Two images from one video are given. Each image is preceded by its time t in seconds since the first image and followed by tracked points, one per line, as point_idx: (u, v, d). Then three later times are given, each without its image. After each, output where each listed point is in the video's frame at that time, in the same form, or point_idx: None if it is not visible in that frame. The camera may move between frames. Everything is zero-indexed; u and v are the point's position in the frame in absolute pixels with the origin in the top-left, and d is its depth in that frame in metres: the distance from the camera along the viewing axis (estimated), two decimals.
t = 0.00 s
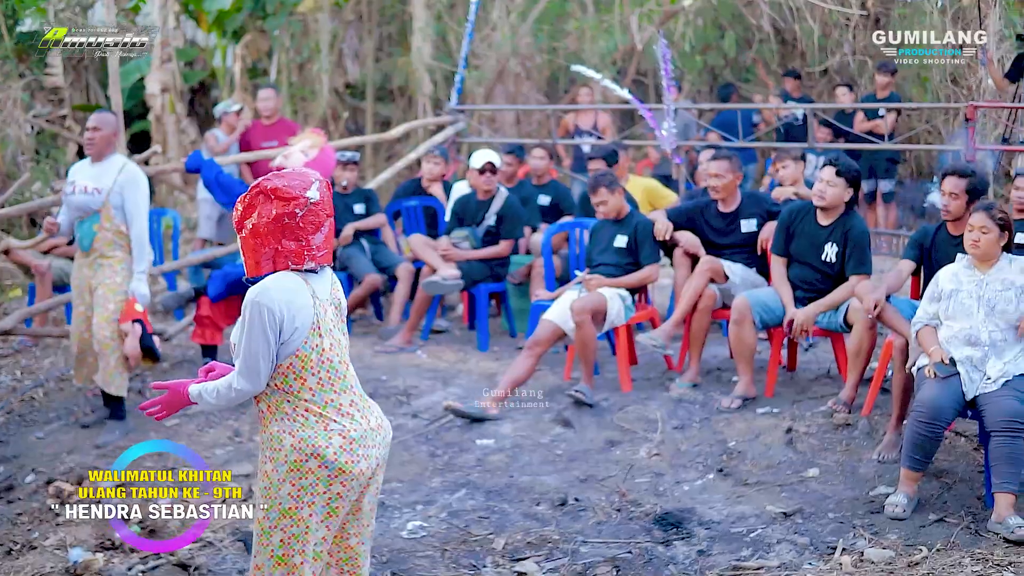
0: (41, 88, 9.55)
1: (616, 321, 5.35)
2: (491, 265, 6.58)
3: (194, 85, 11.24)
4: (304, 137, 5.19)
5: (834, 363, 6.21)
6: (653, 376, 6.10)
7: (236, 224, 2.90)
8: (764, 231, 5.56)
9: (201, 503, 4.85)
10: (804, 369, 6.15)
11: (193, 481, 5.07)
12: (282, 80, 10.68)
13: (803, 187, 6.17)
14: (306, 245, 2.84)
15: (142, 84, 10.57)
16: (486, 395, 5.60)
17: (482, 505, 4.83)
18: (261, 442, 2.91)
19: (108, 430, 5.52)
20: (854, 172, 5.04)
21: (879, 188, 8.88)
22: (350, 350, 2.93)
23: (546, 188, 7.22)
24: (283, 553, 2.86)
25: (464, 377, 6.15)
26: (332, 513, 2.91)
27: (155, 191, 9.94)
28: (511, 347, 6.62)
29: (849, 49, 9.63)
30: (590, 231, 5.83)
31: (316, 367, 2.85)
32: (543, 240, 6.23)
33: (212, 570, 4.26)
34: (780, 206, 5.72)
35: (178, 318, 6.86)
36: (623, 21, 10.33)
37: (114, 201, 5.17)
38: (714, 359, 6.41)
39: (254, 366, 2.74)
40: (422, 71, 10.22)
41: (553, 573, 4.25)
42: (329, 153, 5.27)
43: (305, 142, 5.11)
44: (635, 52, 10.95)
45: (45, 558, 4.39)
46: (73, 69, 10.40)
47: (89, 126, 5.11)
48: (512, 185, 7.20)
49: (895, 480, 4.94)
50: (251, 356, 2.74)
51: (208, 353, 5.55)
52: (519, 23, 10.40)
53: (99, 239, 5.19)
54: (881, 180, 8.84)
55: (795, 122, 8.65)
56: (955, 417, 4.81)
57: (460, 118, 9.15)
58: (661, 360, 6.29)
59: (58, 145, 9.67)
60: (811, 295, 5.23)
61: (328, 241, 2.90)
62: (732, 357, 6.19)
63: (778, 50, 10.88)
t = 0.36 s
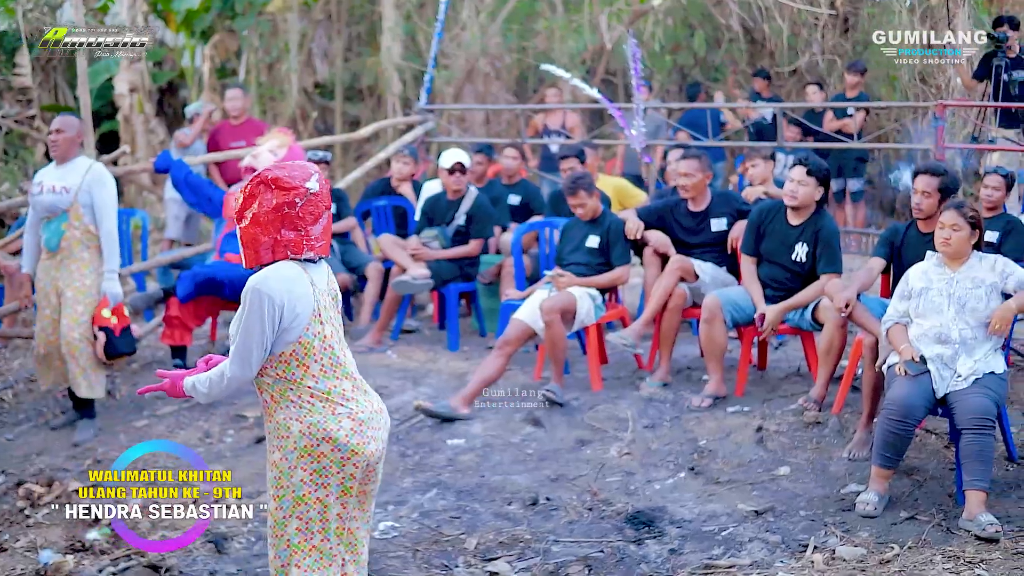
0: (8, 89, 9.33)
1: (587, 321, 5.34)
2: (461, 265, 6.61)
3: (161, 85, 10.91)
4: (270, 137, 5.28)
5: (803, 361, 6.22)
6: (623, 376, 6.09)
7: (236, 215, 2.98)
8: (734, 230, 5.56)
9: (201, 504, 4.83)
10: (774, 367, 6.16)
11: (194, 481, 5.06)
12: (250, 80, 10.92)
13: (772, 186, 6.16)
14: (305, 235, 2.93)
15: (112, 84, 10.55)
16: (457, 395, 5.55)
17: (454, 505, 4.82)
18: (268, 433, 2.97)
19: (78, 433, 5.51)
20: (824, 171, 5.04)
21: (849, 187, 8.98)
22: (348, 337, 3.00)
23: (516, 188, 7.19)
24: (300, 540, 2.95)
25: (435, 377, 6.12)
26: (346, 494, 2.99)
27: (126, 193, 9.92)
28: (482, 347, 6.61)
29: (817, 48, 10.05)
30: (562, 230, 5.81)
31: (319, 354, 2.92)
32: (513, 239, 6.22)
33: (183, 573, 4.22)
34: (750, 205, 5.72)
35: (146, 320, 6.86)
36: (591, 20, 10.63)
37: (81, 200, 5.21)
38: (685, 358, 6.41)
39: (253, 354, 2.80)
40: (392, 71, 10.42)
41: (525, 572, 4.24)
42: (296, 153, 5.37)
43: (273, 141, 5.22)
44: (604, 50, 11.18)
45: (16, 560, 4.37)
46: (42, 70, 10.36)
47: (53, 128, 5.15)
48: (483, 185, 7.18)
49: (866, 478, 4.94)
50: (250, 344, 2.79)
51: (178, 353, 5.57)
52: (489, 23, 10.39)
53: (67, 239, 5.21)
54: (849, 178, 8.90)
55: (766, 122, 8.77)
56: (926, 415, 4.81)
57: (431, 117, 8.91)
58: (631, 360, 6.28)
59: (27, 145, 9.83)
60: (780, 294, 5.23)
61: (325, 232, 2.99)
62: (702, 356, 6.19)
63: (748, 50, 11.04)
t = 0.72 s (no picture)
0: None
1: (559, 321, 5.34)
2: (434, 265, 6.59)
3: (134, 87, 11.06)
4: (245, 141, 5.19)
5: (774, 360, 6.26)
6: (596, 376, 6.11)
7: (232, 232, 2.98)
8: (705, 230, 5.60)
9: (201, 503, 4.87)
10: (745, 366, 6.19)
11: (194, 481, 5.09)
12: (221, 81, 10.83)
13: (744, 187, 6.18)
14: (304, 253, 2.95)
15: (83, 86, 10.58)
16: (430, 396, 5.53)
17: (427, 505, 4.83)
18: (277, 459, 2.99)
19: (51, 435, 5.51)
20: (796, 173, 5.08)
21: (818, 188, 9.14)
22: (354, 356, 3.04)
23: (488, 189, 7.27)
24: (316, 565, 2.98)
25: (407, 378, 6.05)
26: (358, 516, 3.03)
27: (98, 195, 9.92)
28: (454, 347, 6.61)
29: (775, 59, 12.21)
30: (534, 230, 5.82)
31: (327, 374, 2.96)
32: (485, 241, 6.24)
33: (157, 574, 4.28)
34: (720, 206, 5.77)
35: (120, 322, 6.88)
36: (562, 22, 11.43)
37: (47, 206, 5.21)
38: (656, 358, 6.44)
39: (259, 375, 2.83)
40: (363, 72, 10.52)
41: (498, 572, 4.26)
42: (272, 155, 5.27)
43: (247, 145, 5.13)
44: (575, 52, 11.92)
45: None
46: (13, 72, 10.40)
47: (19, 134, 5.21)
48: (454, 186, 7.16)
49: (837, 476, 4.97)
50: (256, 366, 2.82)
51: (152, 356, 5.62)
52: (460, 25, 10.91)
53: (35, 245, 5.20)
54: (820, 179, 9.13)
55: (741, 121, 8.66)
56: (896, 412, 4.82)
57: (402, 119, 9.15)
58: (603, 359, 6.30)
59: None
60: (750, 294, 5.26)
61: (323, 248, 3.02)
62: (674, 355, 6.22)
63: (717, 51, 12.62)
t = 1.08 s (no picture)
0: None
1: (530, 318, 5.33)
2: (405, 265, 6.56)
3: (104, 86, 11.07)
4: (215, 138, 5.29)
5: (745, 358, 6.26)
6: (567, 374, 6.10)
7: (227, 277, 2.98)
8: (676, 229, 5.60)
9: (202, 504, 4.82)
10: (717, 364, 6.20)
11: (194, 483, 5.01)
12: (191, 81, 10.91)
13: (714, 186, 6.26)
14: (302, 293, 2.96)
15: (52, 86, 10.54)
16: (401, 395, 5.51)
17: (398, 505, 4.82)
18: (254, 494, 3.01)
19: (20, 436, 5.48)
20: (768, 172, 5.07)
21: (788, 186, 9.25)
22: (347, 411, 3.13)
23: (458, 187, 7.38)
24: None
25: (379, 377, 6.05)
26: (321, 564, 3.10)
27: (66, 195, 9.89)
28: (426, 346, 6.61)
29: (746, 57, 12.31)
30: (505, 228, 5.82)
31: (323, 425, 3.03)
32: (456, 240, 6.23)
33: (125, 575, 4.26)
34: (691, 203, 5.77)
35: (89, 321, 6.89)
36: (532, 21, 11.63)
37: (7, 202, 5.16)
38: (628, 356, 6.45)
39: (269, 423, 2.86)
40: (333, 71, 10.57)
41: (470, 571, 4.25)
42: (243, 155, 5.36)
43: (218, 143, 5.25)
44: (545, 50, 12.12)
45: None
46: None
47: None
48: (424, 185, 7.21)
49: (808, 474, 4.97)
50: (268, 412, 2.85)
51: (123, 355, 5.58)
52: (430, 24, 11.09)
53: None
54: (790, 176, 9.23)
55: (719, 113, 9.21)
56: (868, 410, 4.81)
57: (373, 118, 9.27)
58: (575, 358, 6.30)
59: None
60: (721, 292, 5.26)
61: (320, 284, 3.02)
62: (645, 353, 6.22)
63: (688, 50, 12.64)
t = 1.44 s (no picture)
0: None
1: (499, 321, 5.31)
2: (374, 266, 6.59)
3: (73, 89, 11.05)
4: (186, 140, 5.21)
5: (715, 358, 6.27)
6: (537, 375, 6.10)
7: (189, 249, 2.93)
8: (645, 230, 5.61)
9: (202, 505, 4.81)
10: (687, 365, 6.20)
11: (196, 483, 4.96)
12: (162, 83, 11.30)
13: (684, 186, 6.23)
14: (265, 256, 2.90)
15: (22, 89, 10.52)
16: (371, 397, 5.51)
17: (369, 507, 4.80)
18: (224, 471, 3.00)
19: None
20: (738, 174, 5.07)
21: (758, 186, 9.42)
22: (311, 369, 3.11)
23: (428, 188, 7.39)
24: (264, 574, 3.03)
25: (349, 378, 6.04)
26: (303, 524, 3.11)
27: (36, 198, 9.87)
28: (396, 347, 6.61)
29: (716, 58, 12.28)
30: (475, 228, 5.82)
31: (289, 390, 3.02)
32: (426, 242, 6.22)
33: None
34: (660, 204, 5.78)
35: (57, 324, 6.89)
36: (503, 21, 11.53)
37: None
38: (598, 357, 6.45)
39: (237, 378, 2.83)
40: (303, 73, 10.85)
41: (440, 573, 4.24)
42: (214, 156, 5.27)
43: (188, 145, 5.16)
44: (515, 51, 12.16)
45: None
46: None
47: None
48: (393, 187, 7.28)
49: (778, 474, 4.97)
50: (238, 368, 2.82)
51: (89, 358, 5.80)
52: (400, 25, 11.02)
53: None
54: (761, 178, 9.36)
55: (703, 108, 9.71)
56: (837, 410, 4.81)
57: (342, 120, 9.30)
58: (545, 359, 6.29)
59: None
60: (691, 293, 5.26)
61: (284, 247, 2.95)
62: (615, 354, 6.22)
63: (658, 50, 12.64)
